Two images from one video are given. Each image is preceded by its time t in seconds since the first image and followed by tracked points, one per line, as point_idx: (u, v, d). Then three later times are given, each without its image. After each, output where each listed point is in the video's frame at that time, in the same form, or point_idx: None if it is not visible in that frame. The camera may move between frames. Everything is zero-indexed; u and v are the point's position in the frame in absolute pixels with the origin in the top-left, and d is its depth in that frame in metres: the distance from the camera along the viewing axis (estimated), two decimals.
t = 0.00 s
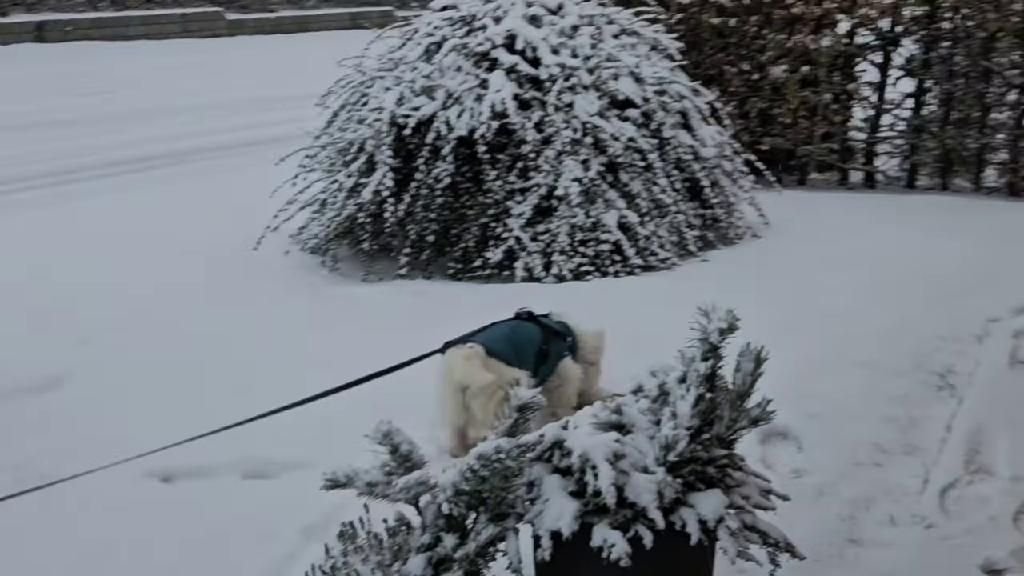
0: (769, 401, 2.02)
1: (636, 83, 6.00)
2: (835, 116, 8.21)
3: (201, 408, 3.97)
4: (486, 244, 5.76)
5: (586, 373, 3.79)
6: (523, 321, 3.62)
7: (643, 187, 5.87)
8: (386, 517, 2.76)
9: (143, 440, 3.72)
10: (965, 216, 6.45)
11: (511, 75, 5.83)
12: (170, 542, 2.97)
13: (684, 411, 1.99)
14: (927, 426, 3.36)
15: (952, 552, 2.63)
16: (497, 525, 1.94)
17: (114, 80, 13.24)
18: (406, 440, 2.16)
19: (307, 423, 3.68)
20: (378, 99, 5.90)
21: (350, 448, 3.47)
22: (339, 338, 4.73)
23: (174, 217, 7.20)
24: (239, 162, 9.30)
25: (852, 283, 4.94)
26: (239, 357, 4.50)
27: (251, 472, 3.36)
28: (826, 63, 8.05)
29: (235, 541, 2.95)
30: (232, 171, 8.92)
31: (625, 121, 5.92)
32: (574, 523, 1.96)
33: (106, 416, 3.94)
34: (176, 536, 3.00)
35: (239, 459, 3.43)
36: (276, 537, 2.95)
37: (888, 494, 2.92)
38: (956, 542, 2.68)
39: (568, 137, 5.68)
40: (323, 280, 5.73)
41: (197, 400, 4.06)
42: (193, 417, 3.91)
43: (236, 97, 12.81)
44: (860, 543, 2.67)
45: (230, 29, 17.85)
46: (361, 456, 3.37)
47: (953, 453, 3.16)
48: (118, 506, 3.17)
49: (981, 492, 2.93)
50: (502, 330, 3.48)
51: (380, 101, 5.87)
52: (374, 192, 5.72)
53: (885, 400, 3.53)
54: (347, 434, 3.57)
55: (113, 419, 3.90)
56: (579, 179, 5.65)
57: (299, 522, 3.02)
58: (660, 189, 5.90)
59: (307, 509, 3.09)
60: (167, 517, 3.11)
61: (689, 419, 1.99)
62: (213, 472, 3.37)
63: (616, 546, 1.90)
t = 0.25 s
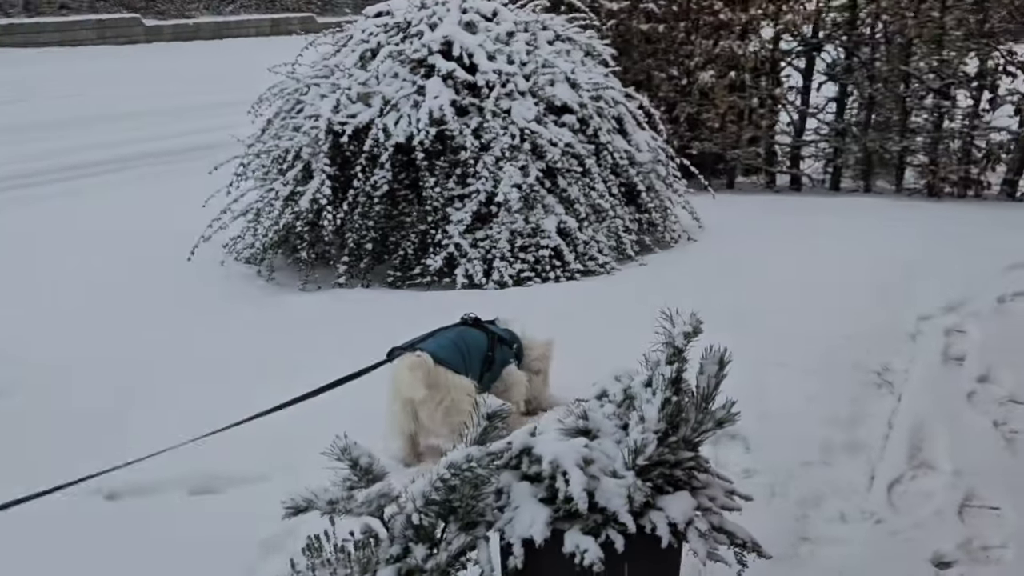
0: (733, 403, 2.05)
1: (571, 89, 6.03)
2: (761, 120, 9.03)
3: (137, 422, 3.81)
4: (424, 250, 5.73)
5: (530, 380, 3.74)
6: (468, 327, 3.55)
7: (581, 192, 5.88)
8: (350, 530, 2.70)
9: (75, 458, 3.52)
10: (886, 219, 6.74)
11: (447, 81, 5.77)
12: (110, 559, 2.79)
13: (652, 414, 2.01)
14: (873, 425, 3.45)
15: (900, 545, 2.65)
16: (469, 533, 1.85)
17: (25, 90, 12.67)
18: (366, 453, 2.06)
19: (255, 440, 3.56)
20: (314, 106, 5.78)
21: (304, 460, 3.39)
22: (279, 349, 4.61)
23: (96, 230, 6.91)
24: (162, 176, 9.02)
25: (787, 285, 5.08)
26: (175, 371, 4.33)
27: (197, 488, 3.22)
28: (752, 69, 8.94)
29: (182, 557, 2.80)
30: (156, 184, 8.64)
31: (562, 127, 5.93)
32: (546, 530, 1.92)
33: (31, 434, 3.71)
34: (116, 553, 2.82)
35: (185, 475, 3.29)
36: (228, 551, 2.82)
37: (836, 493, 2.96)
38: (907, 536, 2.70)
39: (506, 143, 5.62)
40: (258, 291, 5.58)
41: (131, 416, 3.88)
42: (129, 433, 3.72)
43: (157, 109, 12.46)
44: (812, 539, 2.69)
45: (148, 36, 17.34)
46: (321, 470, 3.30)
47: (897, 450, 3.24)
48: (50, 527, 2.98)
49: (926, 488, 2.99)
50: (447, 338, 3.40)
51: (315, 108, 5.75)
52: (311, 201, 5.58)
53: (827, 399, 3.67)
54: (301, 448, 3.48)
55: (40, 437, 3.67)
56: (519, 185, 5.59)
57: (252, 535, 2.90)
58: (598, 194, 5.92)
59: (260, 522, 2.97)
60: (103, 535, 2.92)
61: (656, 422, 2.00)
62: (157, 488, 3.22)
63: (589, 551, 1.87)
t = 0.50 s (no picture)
0: (709, 404, 2.07)
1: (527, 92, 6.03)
2: (711, 124, 9.24)
3: (92, 433, 3.70)
4: (381, 255, 5.68)
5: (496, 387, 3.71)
6: (434, 334, 3.53)
7: (538, 196, 5.87)
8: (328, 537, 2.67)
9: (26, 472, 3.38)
10: (833, 221, 6.92)
11: (403, 85, 5.72)
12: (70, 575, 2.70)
13: (628, 416, 2.02)
14: (832, 424, 3.54)
15: (868, 542, 2.74)
16: (449, 540, 1.84)
17: None
18: (346, 459, 2.00)
19: (217, 451, 3.46)
20: (267, 110, 5.67)
21: (271, 469, 3.30)
22: (237, 355, 4.51)
23: (38, 238, 6.67)
24: (106, 183, 8.78)
25: (743, 287, 5.17)
26: (129, 380, 4.20)
27: (161, 498, 3.13)
28: (702, 73, 9.08)
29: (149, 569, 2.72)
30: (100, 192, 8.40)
31: (518, 130, 5.90)
32: (527, 536, 1.90)
33: None
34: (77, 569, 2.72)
35: (147, 486, 3.19)
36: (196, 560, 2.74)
37: (801, 491, 3.04)
38: (872, 532, 2.80)
39: (462, 147, 5.59)
40: (214, 297, 5.48)
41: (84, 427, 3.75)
42: (84, 443, 3.60)
43: (99, 115, 12.13)
44: (780, 538, 2.77)
45: (87, 38, 16.85)
46: (290, 479, 3.22)
47: (858, 448, 3.33)
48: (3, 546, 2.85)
49: (888, 484, 3.09)
50: (413, 345, 3.38)
51: (268, 112, 5.65)
52: (266, 206, 5.48)
53: (786, 398, 3.76)
54: (267, 457, 3.40)
55: None
56: (476, 188, 5.56)
57: (221, 544, 2.82)
58: (555, 198, 5.92)
59: (229, 531, 2.90)
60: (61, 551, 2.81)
61: (634, 424, 2.01)
62: (118, 499, 3.12)
63: (571, 555, 1.86)
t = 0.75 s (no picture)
0: (706, 408, 2.07)
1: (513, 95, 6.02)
2: (694, 125, 9.27)
3: (78, 439, 3.65)
4: (367, 259, 5.65)
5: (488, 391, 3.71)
6: (426, 338, 3.52)
7: (525, 199, 5.86)
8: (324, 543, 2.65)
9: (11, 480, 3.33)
10: (816, 223, 6.97)
11: (389, 88, 5.69)
12: None
13: (626, 421, 2.02)
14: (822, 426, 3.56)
15: (860, 544, 2.77)
16: (447, 546, 1.82)
17: None
18: (341, 467, 1.99)
19: (207, 457, 3.43)
20: (253, 113, 5.63)
21: (262, 476, 3.27)
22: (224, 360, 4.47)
23: (18, 243, 6.58)
24: (86, 188, 8.68)
25: (729, 289, 5.19)
26: (115, 387, 4.15)
27: (151, 505, 3.09)
28: (686, 75, 9.14)
29: None
30: (80, 196, 8.30)
31: (504, 133, 5.89)
32: (526, 541, 1.88)
33: None
34: None
35: (138, 493, 3.16)
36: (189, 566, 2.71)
37: (793, 493, 3.06)
38: (865, 534, 2.82)
39: (449, 150, 5.56)
40: (199, 302, 5.43)
41: (70, 434, 3.70)
42: (70, 450, 3.55)
43: (78, 119, 12.00)
44: (774, 540, 2.78)
45: (65, 41, 16.64)
46: (281, 484, 3.18)
47: (849, 450, 3.36)
48: None
49: (879, 486, 3.12)
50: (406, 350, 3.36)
51: (254, 115, 5.60)
52: (251, 210, 5.45)
53: (776, 400, 3.78)
54: (258, 463, 3.36)
55: None
56: (463, 191, 5.53)
57: (213, 550, 2.80)
58: (542, 201, 5.91)
59: (221, 537, 2.87)
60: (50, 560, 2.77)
61: (632, 430, 2.01)
62: (108, 507, 3.08)
63: (570, 560, 1.85)
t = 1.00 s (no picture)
0: (697, 413, 2.05)
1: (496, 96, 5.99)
2: (678, 124, 9.29)
3: (58, 447, 3.58)
4: (351, 261, 5.59)
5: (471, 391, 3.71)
6: (410, 339, 3.49)
7: (509, 200, 5.83)
8: (310, 553, 2.63)
9: None
10: (799, 221, 6.99)
11: (371, 89, 5.64)
12: None
13: (617, 426, 1.99)
14: (810, 427, 3.56)
15: (851, 546, 2.76)
16: (436, 557, 1.77)
17: None
18: (327, 476, 1.94)
19: (193, 465, 3.37)
20: (235, 116, 5.56)
21: (249, 485, 3.21)
22: (206, 365, 4.41)
23: None
24: (64, 192, 8.56)
25: (714, 289, 5.19)
26: (95, 394, 4.08)
27: (134, 515, 3.03)
28: (669, 74, 9.17)
29: None
30: (58, 200, 8.19)
31: (488, 134, 5.85)
32: (517, 548, 1.85)
33: None
34: None
35: (120, 503, 3.10)
36: None
37: (783, 496, 3.05)
38: (855, 536, 2.82)
39: (433, 151, 5.52)
40: (180, 306, 5.36)
41: (48, 442, 3.62)
42: (51, 458, 3.49)
43: (55, 123, 11.84)
44: (764, 544, 2.77)
45: (43, 43, 16.44)
46: (268, 493, 3.13)
47: (837, 451, 3.36)
48: None
49: (868, 487, 3.12)
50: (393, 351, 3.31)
51: (235, 117, 5.54)
52: (233, 214, 5.38)
53: (764, 401, 3.77)
54: (246, 471, 3.30)
55: None
56: (447, 192, 5.48)
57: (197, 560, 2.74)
58: (526, 201, 5.88)
59: (206, 547, 2.82)
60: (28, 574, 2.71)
61: (622, 435, 1.98)
62: (89, 517, 3.02)
63: (562, 568, 1.81)
